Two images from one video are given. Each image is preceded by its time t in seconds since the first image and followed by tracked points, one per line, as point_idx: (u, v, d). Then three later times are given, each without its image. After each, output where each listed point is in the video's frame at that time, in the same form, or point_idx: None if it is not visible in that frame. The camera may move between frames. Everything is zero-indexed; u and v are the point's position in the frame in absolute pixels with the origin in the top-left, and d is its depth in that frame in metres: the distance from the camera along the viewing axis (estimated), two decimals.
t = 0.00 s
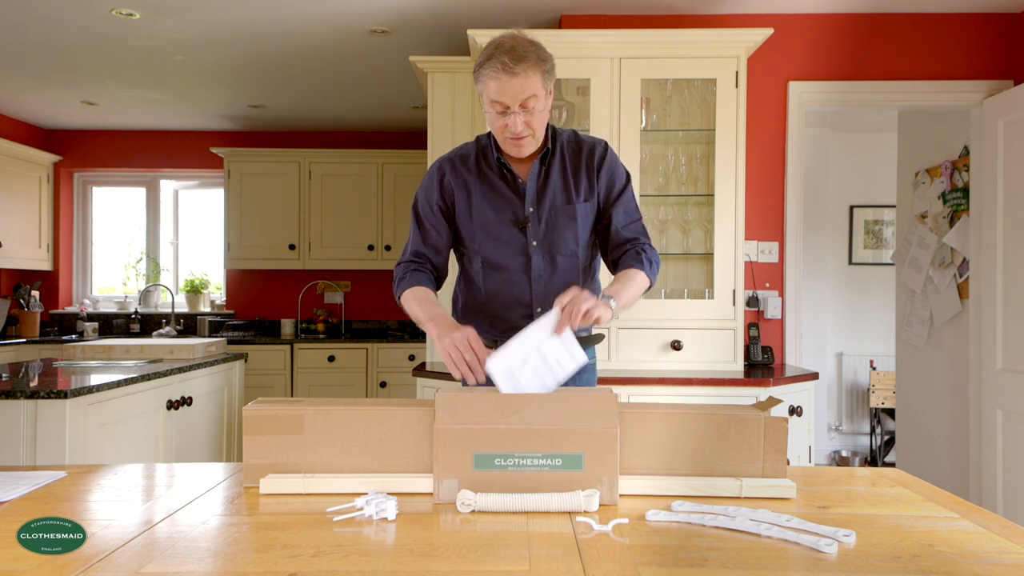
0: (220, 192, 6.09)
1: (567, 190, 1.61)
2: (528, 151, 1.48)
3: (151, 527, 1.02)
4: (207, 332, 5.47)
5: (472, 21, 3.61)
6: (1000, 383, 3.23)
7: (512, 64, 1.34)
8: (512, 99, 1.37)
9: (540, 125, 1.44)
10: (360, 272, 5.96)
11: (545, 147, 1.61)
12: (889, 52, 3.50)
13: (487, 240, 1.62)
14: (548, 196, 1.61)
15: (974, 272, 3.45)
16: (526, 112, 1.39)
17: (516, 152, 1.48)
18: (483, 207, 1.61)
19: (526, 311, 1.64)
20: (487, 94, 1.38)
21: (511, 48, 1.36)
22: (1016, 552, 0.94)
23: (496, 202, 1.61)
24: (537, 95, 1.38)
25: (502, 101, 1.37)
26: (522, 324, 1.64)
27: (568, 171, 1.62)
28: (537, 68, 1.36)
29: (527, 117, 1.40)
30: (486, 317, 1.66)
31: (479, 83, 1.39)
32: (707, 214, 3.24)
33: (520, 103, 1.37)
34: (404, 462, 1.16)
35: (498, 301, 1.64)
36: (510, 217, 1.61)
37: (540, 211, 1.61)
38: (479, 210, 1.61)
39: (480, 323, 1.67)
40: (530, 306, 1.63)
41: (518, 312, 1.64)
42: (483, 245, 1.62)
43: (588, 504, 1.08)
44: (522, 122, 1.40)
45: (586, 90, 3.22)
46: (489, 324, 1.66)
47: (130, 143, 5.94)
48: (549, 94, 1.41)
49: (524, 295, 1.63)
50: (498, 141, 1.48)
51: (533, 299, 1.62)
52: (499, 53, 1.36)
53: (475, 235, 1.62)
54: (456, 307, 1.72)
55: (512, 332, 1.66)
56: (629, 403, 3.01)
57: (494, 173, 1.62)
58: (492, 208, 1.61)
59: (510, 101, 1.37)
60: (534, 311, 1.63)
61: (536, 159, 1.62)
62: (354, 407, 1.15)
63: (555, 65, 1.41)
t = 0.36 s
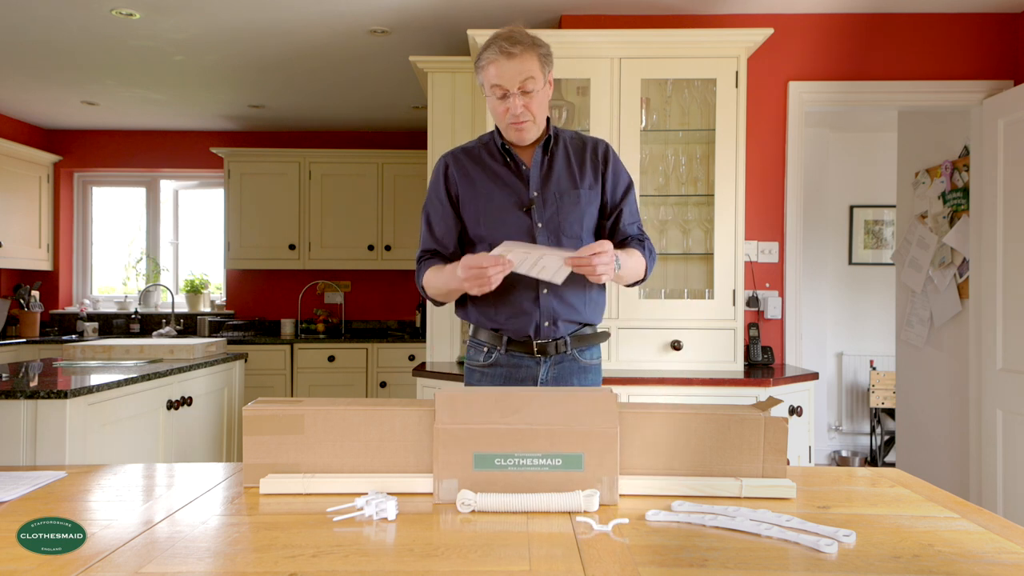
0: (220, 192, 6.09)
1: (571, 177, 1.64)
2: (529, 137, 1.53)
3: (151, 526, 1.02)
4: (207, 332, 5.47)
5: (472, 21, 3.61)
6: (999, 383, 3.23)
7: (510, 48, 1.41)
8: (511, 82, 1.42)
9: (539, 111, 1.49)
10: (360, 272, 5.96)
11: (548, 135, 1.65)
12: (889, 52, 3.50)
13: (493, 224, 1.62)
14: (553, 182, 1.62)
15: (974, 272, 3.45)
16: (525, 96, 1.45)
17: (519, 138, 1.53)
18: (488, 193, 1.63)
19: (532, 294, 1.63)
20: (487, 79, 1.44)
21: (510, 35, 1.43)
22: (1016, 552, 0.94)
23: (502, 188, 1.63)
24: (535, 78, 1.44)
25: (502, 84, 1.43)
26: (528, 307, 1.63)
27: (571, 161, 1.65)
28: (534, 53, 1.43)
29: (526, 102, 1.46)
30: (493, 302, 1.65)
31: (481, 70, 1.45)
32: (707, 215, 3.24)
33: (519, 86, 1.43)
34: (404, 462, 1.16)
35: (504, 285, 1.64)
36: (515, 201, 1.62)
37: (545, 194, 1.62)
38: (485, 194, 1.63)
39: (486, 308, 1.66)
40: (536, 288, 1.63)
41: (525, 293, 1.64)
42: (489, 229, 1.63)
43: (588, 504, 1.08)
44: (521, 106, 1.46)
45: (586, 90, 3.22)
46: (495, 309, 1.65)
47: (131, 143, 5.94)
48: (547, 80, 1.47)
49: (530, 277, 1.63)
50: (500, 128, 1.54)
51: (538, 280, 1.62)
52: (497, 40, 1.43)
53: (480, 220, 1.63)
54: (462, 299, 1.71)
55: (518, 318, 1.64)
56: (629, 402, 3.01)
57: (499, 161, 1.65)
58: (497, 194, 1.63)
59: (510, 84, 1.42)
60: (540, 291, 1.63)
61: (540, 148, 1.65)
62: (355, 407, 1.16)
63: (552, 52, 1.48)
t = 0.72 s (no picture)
0: (220, 192, 6.10)
1: (578, 177, 1.65)
2: (540, 125, 1.58)
3: (151, 526, 1.02)
4: (207, 332, 5.47)
5: (472, 21, 3.61)
6: (999, 383, 3.23)
7: (529, 36, 1.52)
8: (528, 65, 1.52)
9: (551, 101, 1.57)
10: (360, 272, 5.97)
11: (557, 135, 1.67)
12: (888, 52, 3.50)
13: (498, 217, 1.64)
14: (560, 180, 1.64)
15: (974, 272, 3.45)
16: (539, 82, 1.53)
17: (530, 125, 1.58)
18: (494, 187, 1.64)
19: (533, 288, 1.64)
20: (505, 63, 1.53)
21: (530, 30, 1.55)
22: (1016, 552, 0.94)
23: (508, 183, 1.65)
24: (550, 66, 1.53)
25: (519, 67, 1.52)
26: (528, 303, 1.63)
27: (579, 163, 1.66)
28: (551, 46, 1.54)
29: (540, 87, 1.54)
30: (494, 296, 1.65)
31: (500, 57, 1.55)
32: (707, 215, 3.24)
33: (535, 70, 1.52)
34: (404, 462, 1.16)
35: (505, 280, 1.64)
36: (521, 196, 1.64)
37: (551, 191, 1.63)
38: (491, 186, 1.64)
39: (488, 302, 1.66)
40: (537, 282, 1.63)
41: (525, 288, 1.64)
42: (492, 222, 1.64)
43: (588, 504, 1.08)
44: (535, 89, 1.53)
45: (586, 90, 3.22)
46: (496, 304, 1.65)
47: (130, 143, 5.94)
48: (561, 73, 1.57)
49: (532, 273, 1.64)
50: (511, 117, 1.60)
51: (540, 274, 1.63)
52: (518, 32, 1.54)
53: (484, 213, 1.64)
54: (464, 295, 1.71)
55: (518, 313, 1.64)
56: (630, 402, 3.00)
57: (508, 158, 1.68)
58: (503, 188, 1.64)
59: (527, 66, 1.51)
60: (541, 286, 1.63)
61: (549, 148, 1.67)
62: (354, 407, 1.16)
63: (567, 53, 1.59)
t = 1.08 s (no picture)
0: (219, 192, 6.10)
1: (578, 179, 1.65)
2: (546, 118, 1.57)
3: (151, 527, 1.02)
4: (207, 332, 5.47)
5: (472, 21, 3.61)
6: (999, 383, 3.23)
7: (532, 33, 1.54)
8: (531, 59, 1.53)
9: (556, 95, 1.57)
10: (360, 272, 5.97)
11: (558, 136, 1.67)
12: (888, 52, 3.50)
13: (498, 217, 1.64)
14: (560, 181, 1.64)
15: (975, 272, 3.45)
16: (544, 75, 1.54)
17: (536, 119, 1.57)
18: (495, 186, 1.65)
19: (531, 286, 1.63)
20: (509, 60, 1.55)
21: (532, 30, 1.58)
22: (1016, 552, 0.94)
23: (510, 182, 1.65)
24: (554, 60, 1.54)
25: (523, 61, 1.53)
26: (526, 300, 1.63)
27: (581, 164, 1.66)
28: (554, 42, 1.56)
29: (545, 80, 1.54)
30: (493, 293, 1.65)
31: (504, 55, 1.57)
32: (707, 215, 3.24)
33: (539, 64, 1.53)
34: (404, 462, 1.16)
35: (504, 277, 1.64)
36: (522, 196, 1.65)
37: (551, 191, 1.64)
38: (491, 186, 1.65)
39: (487, 298, 1.66)
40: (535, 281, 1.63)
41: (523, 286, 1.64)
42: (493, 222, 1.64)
43: (588, 504, 1.08)
44: (540, 82, 1.54)
45: (586, 90, 3.22)
46: (495, 300, 1.65)
47: (130, 143, 5.94)
48: (564, 70, 1.58)
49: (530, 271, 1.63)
50: (517, 114, 1.59)
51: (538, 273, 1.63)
52: (520, 31, 1.57)
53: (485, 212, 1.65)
54: (463, 294, 1.71)
55: (517, 311, 1.64)
56: (630, 402, 3.00)
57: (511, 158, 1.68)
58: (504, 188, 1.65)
59: (531, 61, 1.53)
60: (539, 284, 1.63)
61: (551, 148, 1.67)
62: (355, 407, 1.16)
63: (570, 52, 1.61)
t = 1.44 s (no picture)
0: (219, 192, 6.10)
1: (579, 178, 1.65)
2: (547, 118, 1.57)
3: (151, 527, 1.02)
4: (207, 332, 5.47)
5: (472, 21, 3.61)
6: (999, 383, 3.23)
7: (524, 35, 1.54)
8: (526, 60, 1.53)
9: (554, 94, 1.56)
10: (360, 272, 5.97)
11: (558, 136, 1.67)
12: (888, 52, 3.50)
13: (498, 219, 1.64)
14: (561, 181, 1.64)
15: (975, 272, 3.45)
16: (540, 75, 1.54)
17: (536, 119, 1.56)
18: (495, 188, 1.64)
19: (531, 286, 1.64)
20: (504, 64, 1.55)
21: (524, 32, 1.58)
22: (1016, 552, 0.94)
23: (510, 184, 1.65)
24: (548, 59, 1.54)
25: (518, 63, 1.53)
26: (527, 300, 1.64)
27: (581, 163, 1.66)
28: (547, 42, 1.56)
29: (542, 80, 1.53)
30: (494, 295, 1.65)
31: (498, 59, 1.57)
32: (707, 215, 3.24)
33: (534, 64, 1.53)
34: (404, 462, 1.16)
35: (505, 279, 1.65)
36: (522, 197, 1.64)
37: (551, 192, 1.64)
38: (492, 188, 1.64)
39: (488, 301, 1.66)
40: (536, 281, 1.64)
41: (524, 287, 1.64)
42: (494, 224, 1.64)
43: (587, 504, 1.08)
44: (537, 82, 1.53)
45: (586, 90, 3.22)
46: (496, 302, 1.66)
47: (130, 143, 5.94)
48: (560, 68, 1.58)
49: (531, 272, 1.64)
50: (517, 116, 1.59)
51: (539, 273, 1.63)
52: (513, 34, 1.57)
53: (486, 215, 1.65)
54: (464, 296, 1.71)
55: (518, 311, 1.64)
56: (630, 402, 3.01)
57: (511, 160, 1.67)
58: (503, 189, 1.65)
59: (525, 62, 1.53)
60: (540, 284, 1.63)
61: (550, 148, 1.67)
62: (354, 407, 1.16)
63: (563, 51, 1.61)
